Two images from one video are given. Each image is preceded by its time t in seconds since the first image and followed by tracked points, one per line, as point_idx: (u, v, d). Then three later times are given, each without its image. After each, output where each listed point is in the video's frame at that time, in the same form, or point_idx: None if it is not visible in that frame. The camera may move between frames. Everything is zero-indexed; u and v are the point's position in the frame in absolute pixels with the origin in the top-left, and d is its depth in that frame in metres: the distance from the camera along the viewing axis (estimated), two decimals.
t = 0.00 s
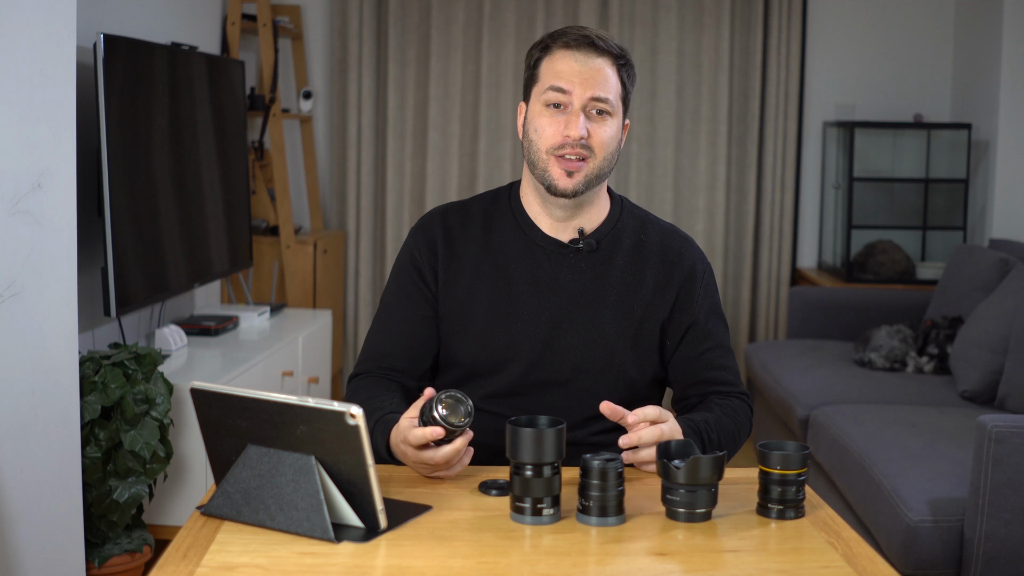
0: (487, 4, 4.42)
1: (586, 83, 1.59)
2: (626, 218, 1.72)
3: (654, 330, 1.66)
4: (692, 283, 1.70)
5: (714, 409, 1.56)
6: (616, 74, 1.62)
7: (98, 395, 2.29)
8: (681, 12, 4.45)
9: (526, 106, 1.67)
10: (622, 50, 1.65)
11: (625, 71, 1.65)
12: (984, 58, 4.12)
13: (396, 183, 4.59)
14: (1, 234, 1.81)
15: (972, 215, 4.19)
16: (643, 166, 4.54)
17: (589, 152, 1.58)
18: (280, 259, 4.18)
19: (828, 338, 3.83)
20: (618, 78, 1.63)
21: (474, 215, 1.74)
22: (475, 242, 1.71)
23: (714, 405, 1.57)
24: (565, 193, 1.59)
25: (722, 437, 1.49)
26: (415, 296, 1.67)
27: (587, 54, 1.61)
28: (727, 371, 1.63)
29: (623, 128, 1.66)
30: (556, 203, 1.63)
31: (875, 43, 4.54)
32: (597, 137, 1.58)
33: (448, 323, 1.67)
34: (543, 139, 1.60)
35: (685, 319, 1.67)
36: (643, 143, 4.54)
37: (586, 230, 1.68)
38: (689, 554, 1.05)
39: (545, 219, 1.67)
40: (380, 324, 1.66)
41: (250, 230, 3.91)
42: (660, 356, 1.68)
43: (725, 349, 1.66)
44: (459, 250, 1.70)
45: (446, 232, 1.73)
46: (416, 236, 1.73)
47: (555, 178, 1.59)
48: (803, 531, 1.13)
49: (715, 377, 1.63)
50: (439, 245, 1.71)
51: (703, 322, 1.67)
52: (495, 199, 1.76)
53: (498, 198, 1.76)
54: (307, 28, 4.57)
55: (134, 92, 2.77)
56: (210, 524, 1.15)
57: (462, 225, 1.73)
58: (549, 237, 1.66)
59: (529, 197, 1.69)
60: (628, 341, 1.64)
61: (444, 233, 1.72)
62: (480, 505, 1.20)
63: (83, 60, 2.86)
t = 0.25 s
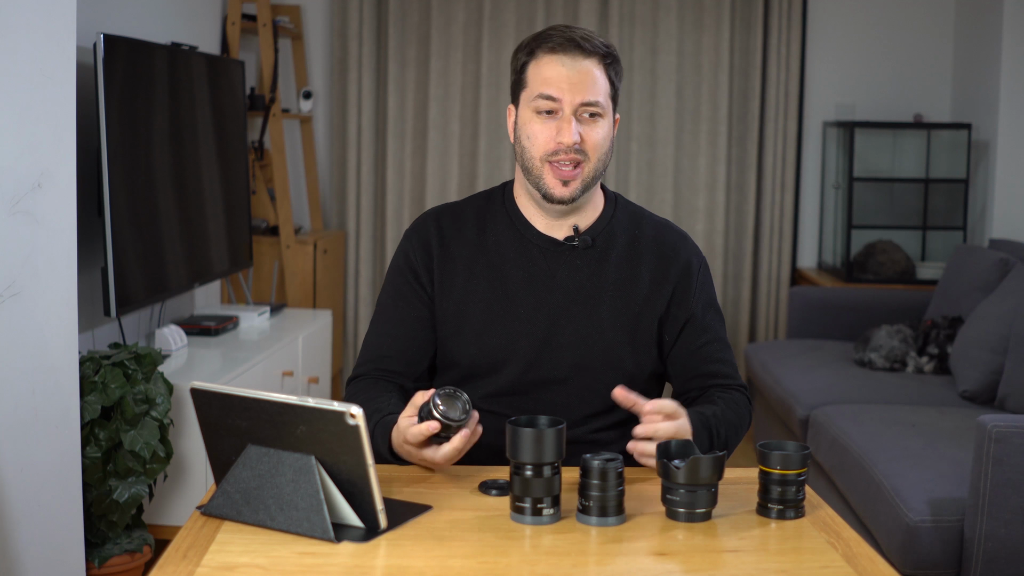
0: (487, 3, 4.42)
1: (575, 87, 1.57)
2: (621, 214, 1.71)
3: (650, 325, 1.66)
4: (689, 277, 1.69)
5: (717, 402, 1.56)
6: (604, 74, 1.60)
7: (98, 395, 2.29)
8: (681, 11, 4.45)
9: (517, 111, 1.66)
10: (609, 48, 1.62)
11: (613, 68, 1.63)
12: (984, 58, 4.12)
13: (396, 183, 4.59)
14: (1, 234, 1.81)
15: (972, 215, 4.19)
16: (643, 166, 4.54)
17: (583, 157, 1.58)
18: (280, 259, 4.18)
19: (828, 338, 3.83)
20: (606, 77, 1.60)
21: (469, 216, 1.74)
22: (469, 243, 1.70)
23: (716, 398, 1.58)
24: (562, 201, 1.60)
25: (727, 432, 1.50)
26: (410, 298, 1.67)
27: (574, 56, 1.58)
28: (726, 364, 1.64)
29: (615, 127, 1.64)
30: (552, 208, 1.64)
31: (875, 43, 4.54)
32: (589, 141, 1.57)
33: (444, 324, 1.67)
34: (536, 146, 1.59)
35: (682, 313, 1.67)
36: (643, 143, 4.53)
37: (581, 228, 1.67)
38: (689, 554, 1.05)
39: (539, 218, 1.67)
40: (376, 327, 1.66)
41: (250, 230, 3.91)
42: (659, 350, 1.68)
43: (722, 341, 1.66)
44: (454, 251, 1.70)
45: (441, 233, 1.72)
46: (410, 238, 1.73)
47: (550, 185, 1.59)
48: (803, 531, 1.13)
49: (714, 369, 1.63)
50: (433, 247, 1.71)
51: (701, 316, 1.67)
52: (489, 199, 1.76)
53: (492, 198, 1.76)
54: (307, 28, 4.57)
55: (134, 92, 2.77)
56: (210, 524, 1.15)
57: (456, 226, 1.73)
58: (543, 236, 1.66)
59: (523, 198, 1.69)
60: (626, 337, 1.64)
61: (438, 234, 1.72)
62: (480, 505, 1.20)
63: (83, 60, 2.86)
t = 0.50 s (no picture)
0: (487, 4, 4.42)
1: (554, 89, 1.56)
2: (608, 209, 1.71)
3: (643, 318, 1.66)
4: (679, 271, 1.70)
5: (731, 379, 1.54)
6: (583, 73, 1.59)
7: (98, 395, 2.29)
8: (681, 11, 4.45)
9: (497, 116, 1.64)
10: (585, 45, 1.61)
11: (590, 66, 1.61)
12: (984, 58, 4.12)
13: (396, 183, 4.59)
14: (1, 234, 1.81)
15: (972, 215, 4.19)
16: (643, 166, 4.54)
17: (569, 157, 1.57)
18: (280, 259, 4.18)
19: (828, 338, 3.83)
20: (585, 76, 1.59)
21: (458, 218, 1.74)
22: (460, 245, 1.71)
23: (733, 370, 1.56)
24: (550, 202, 1.60)
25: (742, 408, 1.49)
26: (405, 300, 1.67)
27: (552, 58, 1.57)
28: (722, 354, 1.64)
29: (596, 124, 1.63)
30: (537, 207, 1.63)
31: (875, 43, 4.54)
32: (573, 142, 1.56)
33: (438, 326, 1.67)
34: (520, 150, 1.58)
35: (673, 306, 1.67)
36: (643, 143, 4.53)
37: (569, 225, 1.67)
38: (689, 554, 1.05)
39: (526, 217, 1.66)
40: (374, 332, 1.64)
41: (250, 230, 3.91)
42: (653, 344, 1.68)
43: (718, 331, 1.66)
44: (445, 253, 1.70)
45: (431, 236, 1.72)
46: (402, 243, 1.73)
47: (538, 187, 1.59)
48: (803, 531, 1.13)
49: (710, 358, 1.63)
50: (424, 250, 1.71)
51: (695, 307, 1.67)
52: (477, 201, 1.76)
53: (480, 200, 1.76)
54: (307, 28, 4.57)
55: (134, 91, 2.77)
56: (210, 524, 1.15)
57: (446, 229, 1.73)
58: (532, 235, 1.66)
59: (508, 198, 1.68)
60: (618, 332, 1.64)
61: (428, 237, 1.72)
62: (480, 505, 1.20)
63: (83, 60, 2.86)
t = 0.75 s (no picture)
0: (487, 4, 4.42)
1: (537, 89, 1.55)
2: (596, 203, 1.71)
3: (636, 309, 1.65)
4: (670, 259, 1.68)
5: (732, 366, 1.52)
6: (564, 72, 1.59)
7: (98, 395, 2.29)
8: (681, 11, 4.45)
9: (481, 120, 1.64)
10: (565, 45, 1.61)
11: (570, 66, 1.61)
12: (984, 58, 4.12)
13: (396, 183, 4.59)
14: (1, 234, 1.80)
15: (972, 215, 4.19)
16: (643, 166, 4.54)
17: (555, 156, 1.56)
18: (280, 259, 4.18)
19: (828, 338, 3.84)
20: (566, 76, 1.59)
21: (448, 220, 1.74)
22: (451, 247, 1.71)
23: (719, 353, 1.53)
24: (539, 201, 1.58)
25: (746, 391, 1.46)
26: (403, 303, 1.68)
27: (532, 58, 1.57)
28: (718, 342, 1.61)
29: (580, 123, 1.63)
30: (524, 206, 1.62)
31: (875, 43, 4.54)
32: (558, 141, 1.55)
33: (434, 328, 1.67)
34: (505, 151, 1.57)
35: (665, 295, 1.66)
36: (643, 142, 4.54)
37: (556, 221, 1.67)
38: (689, 554, 1.05)
39: (514, 216, 1.67)
40: (376, 337, 1.64)
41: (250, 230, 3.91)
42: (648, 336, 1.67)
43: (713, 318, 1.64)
44: (437, 255, 1.70)
45: (423, 241, 1.72)
46: (394, 247, 1.73)
47: (524, 188, 1.58)
48: (803, 531, 1.13)
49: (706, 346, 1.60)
50: (416, 254, 1.71)
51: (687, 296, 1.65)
52: (467, 205, 1.75)
53: (469, 203, 1.76)
54: (307, 28, 4.57)
55: (134, 92, 2.77)
56: (210, 524, 1.15)
57: (437, 233, 1.73)
58: (520, 233, 1.66)
59: (497, 200, 1.68)
60: (611, 327, 1.64)
61: (419, 241, 1.72)
62: (479, 505, 1.20)
63: (83, 60, 2.86)
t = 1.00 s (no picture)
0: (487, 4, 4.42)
1: (526, 88, 1.56)
2: (588, 202, 1.71)
3: (629, 305, 1.66)
4: (663, 255, 1.68)
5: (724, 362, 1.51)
6: (553, 71, 1.59)
7: (98, 395, 2.29)
8: (681, 11, 4.45)
9: (471, 119, 1.64)
10: (553, 44, 1.62)
11: (559, 65, 1.62)
12: (985, 57, 4.12)
13: (396, 183, 4.59)
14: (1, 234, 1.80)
15: (972, 215, 4.19)
16: (643, 166, 4.54)
17: (545, 155, 1.56)
18: (280, 259, 4.18)
19: (828, 338, 3.84)
20: (555, 74, 1.59)
21: (441, 223, 1.74)
22: (445, 248, 1.71)
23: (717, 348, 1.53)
24: (529, 199, 1.59)
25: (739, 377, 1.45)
26: (398, 305, 1.69)
27: (521, 57, 1.57)
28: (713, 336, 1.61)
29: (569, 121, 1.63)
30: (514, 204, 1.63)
31: (875, 43, 4.54)
32: (549, 139, 1.56)
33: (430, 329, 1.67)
34: (497, 150, 1.57)
35: (658, 291, 1.66)
36: (643, 142, 4.54)
37: (548, 219, 1.67)
38: (689, 554, 1.05)
39: (506, 216, 1.67)
40: (374, 341, 1.65)
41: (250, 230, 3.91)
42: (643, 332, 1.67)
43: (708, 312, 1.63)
44: (430, 257, 1.71)
45: (416, 244, 1.72)
46: (389, 251, 1.73)
47: (515, 186, 1.58)
48: (803, 531, 1.13)
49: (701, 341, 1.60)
50: (410, 256, 1.71)
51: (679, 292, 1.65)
52: (460, 206, 1.76)
53: (462, 205, 1.76)
54: (307, 28, 4.57)
55: (134, 91, 2.77)
56: (210, 524, 1.15)
57: (431, 235, 1.73)
58: (513, 232, 1.67)
59: (489, 200, 1.68)
60: (604, 324, 1.64)
61: (413, 244, 1.72)
62: (480, 505, 1.20)
63: (83, 60, 2.86)
